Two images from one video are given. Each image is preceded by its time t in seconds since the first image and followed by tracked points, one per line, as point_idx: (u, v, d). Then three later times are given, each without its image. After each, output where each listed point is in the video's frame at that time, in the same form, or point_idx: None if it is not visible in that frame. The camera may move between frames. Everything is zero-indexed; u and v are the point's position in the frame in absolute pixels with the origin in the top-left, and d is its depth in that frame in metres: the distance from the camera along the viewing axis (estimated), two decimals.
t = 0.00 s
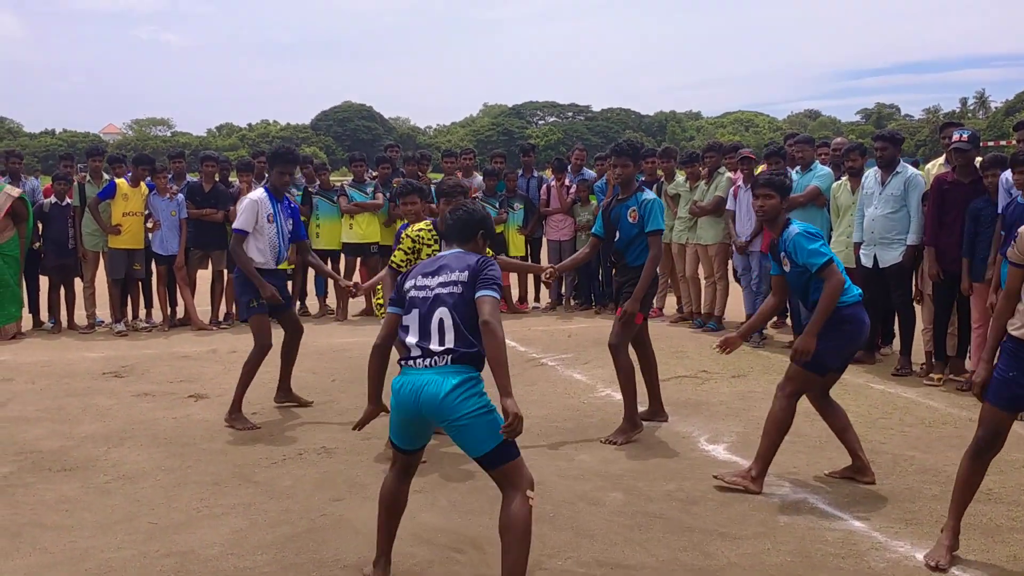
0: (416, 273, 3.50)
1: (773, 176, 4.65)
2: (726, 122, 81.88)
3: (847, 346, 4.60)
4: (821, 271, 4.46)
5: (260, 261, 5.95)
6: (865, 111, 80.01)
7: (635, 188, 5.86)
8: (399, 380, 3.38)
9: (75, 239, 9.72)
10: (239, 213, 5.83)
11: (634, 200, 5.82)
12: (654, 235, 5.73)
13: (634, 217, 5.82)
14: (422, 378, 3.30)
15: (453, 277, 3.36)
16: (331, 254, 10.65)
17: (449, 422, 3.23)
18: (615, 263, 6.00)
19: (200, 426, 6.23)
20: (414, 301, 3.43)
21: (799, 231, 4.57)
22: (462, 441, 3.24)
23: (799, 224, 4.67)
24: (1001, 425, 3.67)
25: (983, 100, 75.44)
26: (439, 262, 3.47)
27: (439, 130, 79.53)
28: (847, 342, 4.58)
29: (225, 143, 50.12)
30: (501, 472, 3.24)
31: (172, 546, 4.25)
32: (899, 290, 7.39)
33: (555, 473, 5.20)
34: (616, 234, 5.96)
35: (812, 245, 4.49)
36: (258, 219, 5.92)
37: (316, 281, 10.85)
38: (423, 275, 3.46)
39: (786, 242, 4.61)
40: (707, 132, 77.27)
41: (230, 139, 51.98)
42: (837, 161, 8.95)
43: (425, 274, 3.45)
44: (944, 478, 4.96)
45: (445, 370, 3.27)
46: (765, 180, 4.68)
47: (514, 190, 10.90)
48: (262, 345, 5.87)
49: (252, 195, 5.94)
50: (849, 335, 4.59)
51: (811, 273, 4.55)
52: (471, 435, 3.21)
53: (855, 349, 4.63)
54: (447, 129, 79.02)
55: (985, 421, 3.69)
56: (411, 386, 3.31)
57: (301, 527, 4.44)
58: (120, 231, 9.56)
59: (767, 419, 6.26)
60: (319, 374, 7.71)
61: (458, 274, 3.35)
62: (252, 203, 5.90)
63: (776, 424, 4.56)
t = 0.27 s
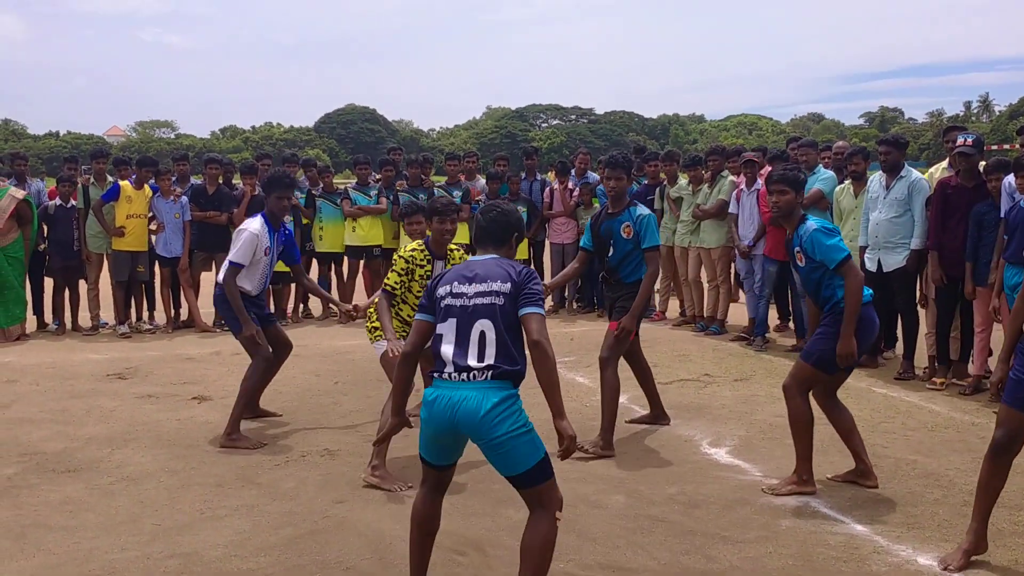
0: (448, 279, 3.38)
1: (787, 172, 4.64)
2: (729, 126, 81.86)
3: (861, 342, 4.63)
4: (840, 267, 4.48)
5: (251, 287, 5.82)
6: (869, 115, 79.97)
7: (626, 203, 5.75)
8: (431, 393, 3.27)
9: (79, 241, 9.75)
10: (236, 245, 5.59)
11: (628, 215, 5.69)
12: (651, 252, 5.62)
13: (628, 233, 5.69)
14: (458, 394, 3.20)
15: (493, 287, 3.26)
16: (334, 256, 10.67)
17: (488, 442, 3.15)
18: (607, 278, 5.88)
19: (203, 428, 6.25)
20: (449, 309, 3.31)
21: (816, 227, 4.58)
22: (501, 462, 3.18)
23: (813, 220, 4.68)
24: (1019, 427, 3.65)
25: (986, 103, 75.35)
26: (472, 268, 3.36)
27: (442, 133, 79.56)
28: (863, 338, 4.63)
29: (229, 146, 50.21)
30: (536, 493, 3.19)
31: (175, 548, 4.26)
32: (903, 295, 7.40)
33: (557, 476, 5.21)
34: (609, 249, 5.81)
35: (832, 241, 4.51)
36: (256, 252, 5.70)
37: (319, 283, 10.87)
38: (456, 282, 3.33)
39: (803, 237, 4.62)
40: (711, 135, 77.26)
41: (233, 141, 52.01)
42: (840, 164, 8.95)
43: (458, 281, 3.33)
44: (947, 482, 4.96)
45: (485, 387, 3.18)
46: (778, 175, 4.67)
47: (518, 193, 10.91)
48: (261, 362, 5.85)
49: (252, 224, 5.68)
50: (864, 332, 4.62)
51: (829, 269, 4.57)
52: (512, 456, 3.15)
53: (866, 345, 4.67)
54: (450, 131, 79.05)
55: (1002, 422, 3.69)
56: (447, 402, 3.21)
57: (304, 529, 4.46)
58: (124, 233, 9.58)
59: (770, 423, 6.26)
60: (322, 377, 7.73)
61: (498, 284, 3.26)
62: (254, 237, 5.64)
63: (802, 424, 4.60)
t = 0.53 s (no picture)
0: (462, 302, 3.33)
1: (777, 184, 4.65)
2: (731, 131, 81.89)
3: (857, 354, 4.62)
4: (833, 280, 4.48)
5: (241, 323, 5.82)
6: (870, 121, 80.00)
7: (610, 219, 5.60)
8: (462, 421, 3.28)
9: (80, 246, 9.74)
10: (230, 290, 5.57)
11: (612, 231, 5.55)
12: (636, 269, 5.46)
13: (613, 250, 5.55)
14: (490, 422, 3.19)
15: (509, 310, 3.20)
16: (335, 261, 10.67)
17: (522, 469, 3.16)
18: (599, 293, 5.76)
19: (204, 434, 6.24)
20: (467, 335, 3.28)
21: (807, 239, 4.57)
22: (537, 487, 3.18)
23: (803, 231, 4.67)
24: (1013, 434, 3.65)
25: (987, 109, 75.36)
26: (486, 288, 3.30)
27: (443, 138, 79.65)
28: (857, 350, 4.61)
29: (231, 150, 50.23)
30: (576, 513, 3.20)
31: (176, 554, 4.25)
32: (905, 300, 7.39)
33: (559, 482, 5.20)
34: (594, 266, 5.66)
35: (823, 254, 4.50)
36: (249, 298, 5.68)
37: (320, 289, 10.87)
38: (472, 306, 3.28)
39: (794, 251, 4.61)
40: (712, 140, 77.28)
41: (235, 146, 52.03)
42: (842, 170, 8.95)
43: (472, 304, 3.29)
44: (949, 489, 4.95)
45: (514, 413, 3.17)
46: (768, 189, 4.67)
47: (520, 199, 10.91)
48: (270, 373, 5.89)
49: (248, 270, 5.63)
50: (860, 344, 4.61)
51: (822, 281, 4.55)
52: (548, 481, 3.15)
53: (862, 355, 4.65)
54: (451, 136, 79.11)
55: (996, 426, 3.69)
56: (479, 431, 3.21)
57: (305, 535, 4.45)
58: (126, 238, 9.56)
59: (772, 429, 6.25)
60: (323, 382, 7.72)
61: (514, 306, 3.20)
62: (251, 284, 5.62)
63: (781, 427, 4.55)
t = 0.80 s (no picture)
0: (543, 299, 3.05)
1: (745, 189, 4.57)
2: (732, 125, 81.77)
3: (825, 356, 4.58)
4: (796, 285, 4.37)
5: (238, 315, 5.80)
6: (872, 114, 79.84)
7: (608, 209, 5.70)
8: (549, 427, 2.97)
9: (80, 244, 9.74)
10: (222, 279, 5.56)
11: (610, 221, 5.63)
12: (632, 257, 5.51)
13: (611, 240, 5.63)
14: (592, 424, 2.90)
15: (603, 302, 2.97)
16: (334, 258, 10.66)
17: (629, 475, 2.88)
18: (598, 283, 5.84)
19: (204, 431, 6.23)
20: (555, 333, 3.00)
21: (772, 243, 4.48)
22: (640, 497, 2.89)
23: (771, 233, 4.57)
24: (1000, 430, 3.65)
25: (989, 102, 75.19)
26: (571, 281, 3.05)
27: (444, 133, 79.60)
28: (824, 353, 4.57)
29: (231, 147, 50.20)
30: (678, 532, 2.90)
31: (174, 551, 4.24)
32: (904, 293, 7.37)
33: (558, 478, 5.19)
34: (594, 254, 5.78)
35: (786, 259, 4.40)
36: (242, 287, 5.66)
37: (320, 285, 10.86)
38: (558, 301, 3.01)
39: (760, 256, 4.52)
40: (713, 134, 77.17)
41: (235, 143, 51.97)
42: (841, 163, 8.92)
43: (559, 298, 3.02)
44: (950, 483, 4.93)
45: (617, 412, 2.91)
46: (736, 193, 4.60)
47: (520, 194, 10.89)
48: (265, 369, 5.84)
49: (242, 259, 5.62)
50: (829, 346, 4.55)
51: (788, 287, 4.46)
52: (655, 489, 2.87)
53: (832, 356, 4.61)
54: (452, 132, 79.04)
55: (982, 426, 3.68)
56: (578, 436, 2.90)
57: (303, 532, 4.44)
58: (125, 236, 9.56)
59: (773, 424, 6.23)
60: (323, 379, 7.71)
61: (608, 298, 2.97)
62: (243, 274, 5.60)
63: (757, 427, 4.60)
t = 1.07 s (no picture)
0: (576, 280, 2.96)
1: (727, 176, 4.44)
2: (724, 121, 81.79)
3: (813, 342, 4.58)
4: (784, 270, 4.37)
5: (226, 285, 5.75)
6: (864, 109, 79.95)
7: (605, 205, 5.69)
8: (578, 418, 2.87)
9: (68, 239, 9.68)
10: (206, 241, 5.56)
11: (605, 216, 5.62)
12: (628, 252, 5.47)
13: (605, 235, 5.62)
14: (627, 417, 2.82)
15: (642, 287, 2.89)
16: (325, 253, 10.62)
17: (658, 471, 2.82)
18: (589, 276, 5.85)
19: (192, 426, 6.20)
20: (589, 315, 2.90)
21: (759, 229, 4.49)
22: (666, 495, 2.86)
23: (755, 220, 4.58)
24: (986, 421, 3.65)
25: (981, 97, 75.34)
26: (605, 265, 2.96)
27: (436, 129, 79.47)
28: (812, 339, 4.56)
29: (223, 143, 50.06)
30: (696, 530, 2.91)
31: (162, 546, 4.22)
32: (894, 286, 7.38)
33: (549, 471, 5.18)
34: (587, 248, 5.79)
35: (774, 245, 4.40)
36: (227, 250, 5.65)
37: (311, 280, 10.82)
38: (592, 283, 2.92)
39: (748, 242, 4.51)
40: (705, 130, 77.20)
41: (226, 138, 51.81)
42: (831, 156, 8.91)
43: (592, 281, 2.92)
44: (940, 474, 4.93)
45: (651, 406, 2.83)
46: (717, 181, 4.48)
47: (511, 188, 10.86)
48: (247, 356, 5.76)
49: (224, 221, 5.64)
50: (814, 330, 4.55)
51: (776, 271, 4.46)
52: (682, 486, 2.84)
53: (819, 342, 4.60)
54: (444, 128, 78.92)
55: (967, 418, 3.69)
56: (610, 429, 2.82)
57: (292, 526, 4.41)
58: (114, 230, 9.52)
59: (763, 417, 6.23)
60: (313, 374, 7.68)
61: (647, 282, 2.89)
62: (227, 235, 5.60)
63: (751, 418, 4.58)
